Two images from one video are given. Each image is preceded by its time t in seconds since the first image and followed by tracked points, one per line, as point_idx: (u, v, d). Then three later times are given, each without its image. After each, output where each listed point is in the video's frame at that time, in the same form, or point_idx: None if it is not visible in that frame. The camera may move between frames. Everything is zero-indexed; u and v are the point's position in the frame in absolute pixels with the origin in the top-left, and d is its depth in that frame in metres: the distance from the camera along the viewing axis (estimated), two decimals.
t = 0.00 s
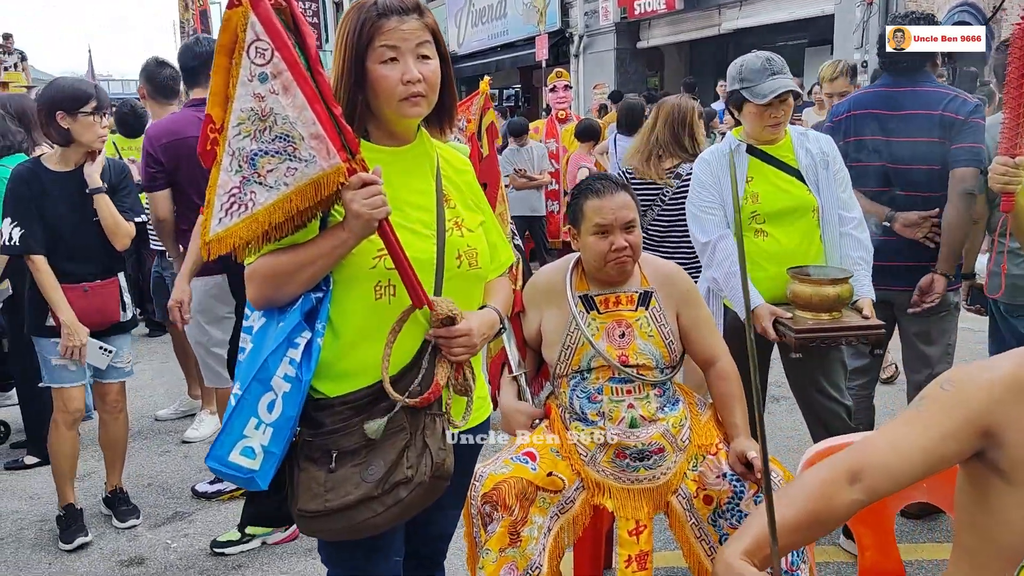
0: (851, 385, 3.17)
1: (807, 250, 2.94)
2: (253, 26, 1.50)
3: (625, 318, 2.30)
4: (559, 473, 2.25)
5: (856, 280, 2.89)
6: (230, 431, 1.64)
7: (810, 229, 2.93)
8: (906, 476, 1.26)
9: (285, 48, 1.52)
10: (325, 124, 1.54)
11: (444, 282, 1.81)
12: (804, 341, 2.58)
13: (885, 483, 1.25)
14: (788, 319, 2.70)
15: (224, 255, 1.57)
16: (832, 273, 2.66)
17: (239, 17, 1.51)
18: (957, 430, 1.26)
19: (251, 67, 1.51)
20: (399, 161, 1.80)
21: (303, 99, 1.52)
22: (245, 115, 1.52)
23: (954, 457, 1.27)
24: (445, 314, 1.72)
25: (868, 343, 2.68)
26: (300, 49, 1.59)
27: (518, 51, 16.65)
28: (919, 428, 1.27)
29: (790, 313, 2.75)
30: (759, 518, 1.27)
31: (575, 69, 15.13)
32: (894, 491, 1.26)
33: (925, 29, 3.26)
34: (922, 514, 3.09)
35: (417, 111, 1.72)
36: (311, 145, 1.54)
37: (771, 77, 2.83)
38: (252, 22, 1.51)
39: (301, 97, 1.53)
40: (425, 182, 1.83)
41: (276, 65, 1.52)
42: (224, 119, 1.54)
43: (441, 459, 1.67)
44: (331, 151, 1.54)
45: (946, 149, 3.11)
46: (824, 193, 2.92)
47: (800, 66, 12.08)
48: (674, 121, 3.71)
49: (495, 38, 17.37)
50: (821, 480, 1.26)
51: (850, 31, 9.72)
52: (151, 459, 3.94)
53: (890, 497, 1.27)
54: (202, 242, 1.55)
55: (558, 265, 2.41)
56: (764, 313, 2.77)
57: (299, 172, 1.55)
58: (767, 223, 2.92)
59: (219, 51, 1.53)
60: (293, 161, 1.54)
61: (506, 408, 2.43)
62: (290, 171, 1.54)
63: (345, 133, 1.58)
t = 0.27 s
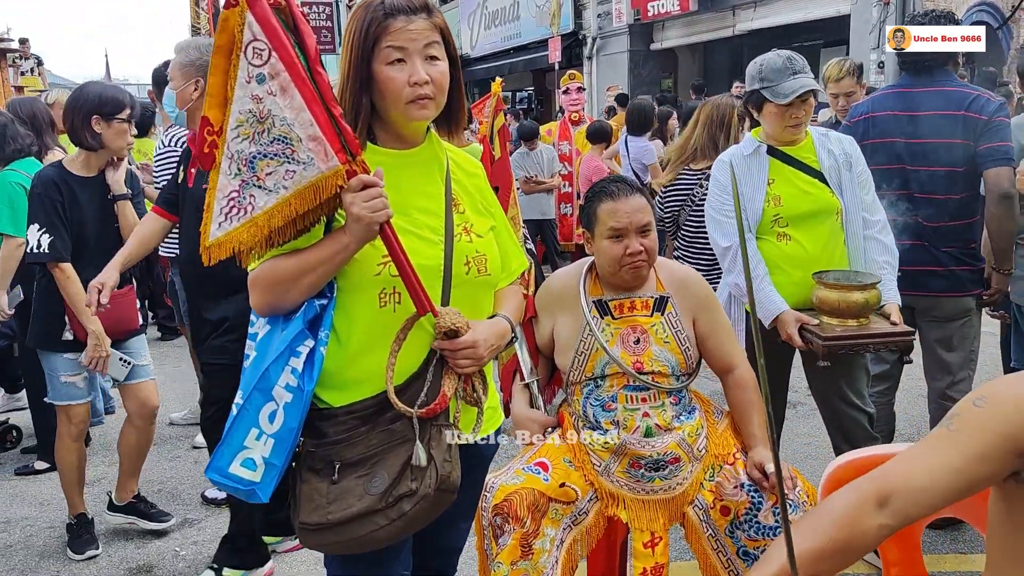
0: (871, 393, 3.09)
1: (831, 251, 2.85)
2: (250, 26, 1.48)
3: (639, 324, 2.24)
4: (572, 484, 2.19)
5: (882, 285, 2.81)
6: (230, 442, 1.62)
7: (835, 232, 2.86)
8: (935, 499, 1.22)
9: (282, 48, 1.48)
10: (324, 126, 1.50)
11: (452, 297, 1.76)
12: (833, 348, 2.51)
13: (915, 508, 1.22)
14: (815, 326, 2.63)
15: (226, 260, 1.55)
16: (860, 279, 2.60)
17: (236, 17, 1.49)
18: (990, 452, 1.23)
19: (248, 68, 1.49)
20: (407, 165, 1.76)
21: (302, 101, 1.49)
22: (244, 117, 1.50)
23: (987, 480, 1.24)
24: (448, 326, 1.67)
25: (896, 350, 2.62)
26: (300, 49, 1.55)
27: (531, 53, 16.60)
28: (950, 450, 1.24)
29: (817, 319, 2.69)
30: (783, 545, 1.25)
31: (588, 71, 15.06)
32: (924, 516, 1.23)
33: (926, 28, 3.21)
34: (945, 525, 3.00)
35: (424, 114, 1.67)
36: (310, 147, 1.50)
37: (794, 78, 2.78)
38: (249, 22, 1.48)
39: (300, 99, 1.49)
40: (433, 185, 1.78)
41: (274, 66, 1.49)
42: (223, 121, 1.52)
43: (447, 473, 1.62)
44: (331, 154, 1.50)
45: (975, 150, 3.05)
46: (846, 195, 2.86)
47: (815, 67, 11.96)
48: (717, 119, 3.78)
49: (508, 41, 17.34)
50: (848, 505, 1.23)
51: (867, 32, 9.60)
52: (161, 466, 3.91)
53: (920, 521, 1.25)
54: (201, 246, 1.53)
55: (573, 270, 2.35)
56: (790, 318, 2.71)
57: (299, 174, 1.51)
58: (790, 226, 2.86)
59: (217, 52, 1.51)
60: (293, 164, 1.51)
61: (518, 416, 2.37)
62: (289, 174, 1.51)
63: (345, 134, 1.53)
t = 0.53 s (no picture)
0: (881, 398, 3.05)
1: (842, 253, 2.82)
2: (248, 30, 1.47)
3: (646, 329, 2.22)
4: (578, 491, 2.16)
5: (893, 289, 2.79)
6: (230, 449, 1.60)
7: (845, 236, 2.82)
8: (945, 512, 1.19)
9: (281, 51, 1.47)
10: (324, 130, 1.48)
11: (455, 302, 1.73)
12: (841, 354, 2.48)
13: (923, 520, 1.19)
14: (823, 331, 2.60)
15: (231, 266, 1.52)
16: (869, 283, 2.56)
17: (233, 20, 1.47)
18: (1001, 463, 1.20)
19: (247, 73, 1.47)
20: (410, 169, 1.73)
21: (301, 105, 1.48)
22: (244, 122, 1.48)
23: (998, 492, 1.21)
24: (453, 332, 1.64)
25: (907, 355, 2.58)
26: (299, 52, 1.52)
27: (540, 55, 16.59)
28: (960, 461, 1.21)
29: (825, 324, 2.65)
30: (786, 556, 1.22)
31: (597, 72, 15.03)
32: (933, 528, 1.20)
33: (927, 27, 3.17)
34: (957, 532, 2.96)
35: (426, 118, 1.65)
36: (310, 152, 1.48)
37: (798, 77, 2.74)
38: (247, 26, 1.47)
39: (300, 104, 1.48)
40: (437, 189, 1.76)
41: (273, 70, 1.47)
42: (223, 127, 1.50)
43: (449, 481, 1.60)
44: (332, 157, 1.48)
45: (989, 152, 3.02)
46: (856, 198, 2.82)
47: (825, 68, 11.89)
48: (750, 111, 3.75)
49: (517, 43, 17.33)
50: (855, 517, 1.20)
51: (877, 31, 9.53)
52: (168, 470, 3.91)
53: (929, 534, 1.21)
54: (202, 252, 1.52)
55: (579, 273, 2.32)
56: (799, 324, 2.69)
57: (299, 180, 1.49)
58: (800, 230, 2.83)
59: (215, 56, 1.50)
60: (293, 169, 1.49)
61: (523, 421, 2.32)
62: (289, 179, 1.49)
63: (345, 138, 1.51)
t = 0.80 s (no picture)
0: (884, 402, 3.04)
1: (841, 258, 2.81)
2: (250, 33, 1.46)
3: (649, 333, 2.21)
4: (579, 495, 2.15)
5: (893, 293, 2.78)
6: (232, 454, 1.58)
7: (845, 238, 2.81)
8: (948, 519, 1.19)
9: (283, 53, 1.46)
10: (326, 132, 1.48)
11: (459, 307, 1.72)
12: (837, 358, 2.47)
13: (925, 530, 1.18)
14: (820, 335, 2.59)
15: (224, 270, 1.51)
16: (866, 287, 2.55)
17: (235, 22, 1.46)
18: (1004, 471, 1.20)
19: (248, 75, 1.47)
20: (412, 172, 1.73)
21: (303, 107, 1.47)
22: (244, 124, 1.47)
23: (1001, 500, 1.20)
24: (459, 337, 1.63)
25: (906, 360, 2.56)
26: (301, 55, 1.52)
27: (541, 57, 16.60)
28: (962, 469, 1.21)
29: (823, 328, 2.65)
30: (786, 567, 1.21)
31: (599, 74, 15.02)
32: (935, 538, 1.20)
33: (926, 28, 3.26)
34: (961, 536, 2.95)
35: (428, 120, 1.64)
36: (311, 154, 1.48)
37: (791, 74, 2.75)
38: (249, 28, 1.46)
39: (301, 106, 1.47)
40: (439, 193, 1.75)
41: (274, 72, 1.47)
42: (222, 129, 1.49)
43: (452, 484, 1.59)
44: (333, 160, 1.48)
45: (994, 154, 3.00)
46: (857, 201, 2.81)
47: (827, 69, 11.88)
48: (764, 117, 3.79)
49: (519, 44, 17.34)
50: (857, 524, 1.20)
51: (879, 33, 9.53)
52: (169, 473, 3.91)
53: (931, 545, 1.21)
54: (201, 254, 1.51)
55: (580, 277, 2.32)
56: (796, 328, 2.68)
57: (299, 182, 1.49)
58: (799, 233, 2.82)
59: (217, 58, 1.49)
60: (294, 171, 1.48)
61: (523, 425, 2.32)
62: (290, 182, 1.49)
63: (347, 141, 1.51)
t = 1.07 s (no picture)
0: (879, 403, 3.04)
1: (833, 260, 2.81)
2: (248, 34, 1.46)
3: (646, 335, 2.21)
4: (576, 496, 2.16)
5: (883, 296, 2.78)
6: (229, 456, 1.58)
7: (837, 240, 2.82)
8: (945, 521, 1.19)
9: (281, 55, 1.47)
10: (324, 135, 1.49)
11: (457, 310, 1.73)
12: (826, 359, 2.48)
13: (923, 537, 1.19)
14: (810, 336, 2.59)
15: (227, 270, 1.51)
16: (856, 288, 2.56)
17: (233, 24, 1.47)
18: (999, 475, 1.21)
19: (247, 77, 1.47)
20: (410, 173, 1.73)
21: (301, 109, 1.47)
22: (242, 126, 1.48)
23: (997, 504, 1.21)
24: (459, 339, 1.64)
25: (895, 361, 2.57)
26: (298, 56, 1.52)
27: (540, 58, 16.61)
28: (959, 474, 1.22)
29: (813, 329, 2.65)
30: None
31: (598, 75, 15.03)
32: (933, 544, 1.20)
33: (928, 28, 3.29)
34: (956, 538, 2.95)
35: (426, 122, 1.64)
36: (310, 156, 1.48)
37: (782, 71, 2.78)
38: (246, 30, 1.47)
39: (299, 107, 1.47)
40: (436, 194, 1.75)
41: (272, 74, 1.47)
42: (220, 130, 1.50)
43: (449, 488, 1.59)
44: (331, 162, 1.48)
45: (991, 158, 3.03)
46: (850, 203, 2.82)
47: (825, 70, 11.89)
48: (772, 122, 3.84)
49: (518, 45, 17.35)
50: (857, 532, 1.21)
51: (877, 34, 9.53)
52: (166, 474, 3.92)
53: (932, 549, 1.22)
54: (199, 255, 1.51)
55: (577, 279, 2.32)
56: (786, 329, 2.68)
57: (298, 184, 1.49)
58: (792, 234, 2.83)
59: (215, 60, 1.50)
60: (292, 173, 1.49)
61: (520, 426, 2.30)
62: (288, 184, 1.49)
63: (344, 143, 1.51)
